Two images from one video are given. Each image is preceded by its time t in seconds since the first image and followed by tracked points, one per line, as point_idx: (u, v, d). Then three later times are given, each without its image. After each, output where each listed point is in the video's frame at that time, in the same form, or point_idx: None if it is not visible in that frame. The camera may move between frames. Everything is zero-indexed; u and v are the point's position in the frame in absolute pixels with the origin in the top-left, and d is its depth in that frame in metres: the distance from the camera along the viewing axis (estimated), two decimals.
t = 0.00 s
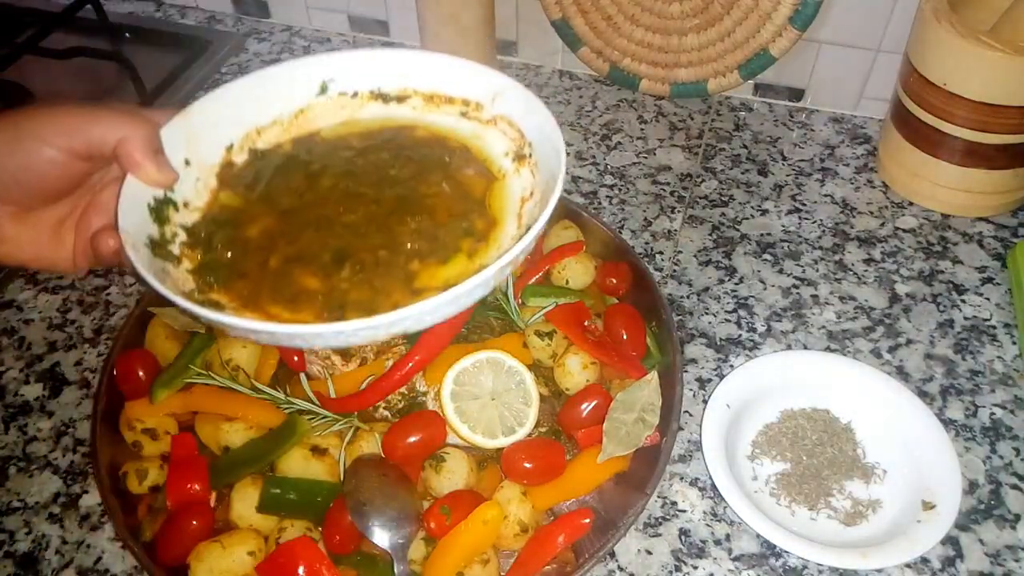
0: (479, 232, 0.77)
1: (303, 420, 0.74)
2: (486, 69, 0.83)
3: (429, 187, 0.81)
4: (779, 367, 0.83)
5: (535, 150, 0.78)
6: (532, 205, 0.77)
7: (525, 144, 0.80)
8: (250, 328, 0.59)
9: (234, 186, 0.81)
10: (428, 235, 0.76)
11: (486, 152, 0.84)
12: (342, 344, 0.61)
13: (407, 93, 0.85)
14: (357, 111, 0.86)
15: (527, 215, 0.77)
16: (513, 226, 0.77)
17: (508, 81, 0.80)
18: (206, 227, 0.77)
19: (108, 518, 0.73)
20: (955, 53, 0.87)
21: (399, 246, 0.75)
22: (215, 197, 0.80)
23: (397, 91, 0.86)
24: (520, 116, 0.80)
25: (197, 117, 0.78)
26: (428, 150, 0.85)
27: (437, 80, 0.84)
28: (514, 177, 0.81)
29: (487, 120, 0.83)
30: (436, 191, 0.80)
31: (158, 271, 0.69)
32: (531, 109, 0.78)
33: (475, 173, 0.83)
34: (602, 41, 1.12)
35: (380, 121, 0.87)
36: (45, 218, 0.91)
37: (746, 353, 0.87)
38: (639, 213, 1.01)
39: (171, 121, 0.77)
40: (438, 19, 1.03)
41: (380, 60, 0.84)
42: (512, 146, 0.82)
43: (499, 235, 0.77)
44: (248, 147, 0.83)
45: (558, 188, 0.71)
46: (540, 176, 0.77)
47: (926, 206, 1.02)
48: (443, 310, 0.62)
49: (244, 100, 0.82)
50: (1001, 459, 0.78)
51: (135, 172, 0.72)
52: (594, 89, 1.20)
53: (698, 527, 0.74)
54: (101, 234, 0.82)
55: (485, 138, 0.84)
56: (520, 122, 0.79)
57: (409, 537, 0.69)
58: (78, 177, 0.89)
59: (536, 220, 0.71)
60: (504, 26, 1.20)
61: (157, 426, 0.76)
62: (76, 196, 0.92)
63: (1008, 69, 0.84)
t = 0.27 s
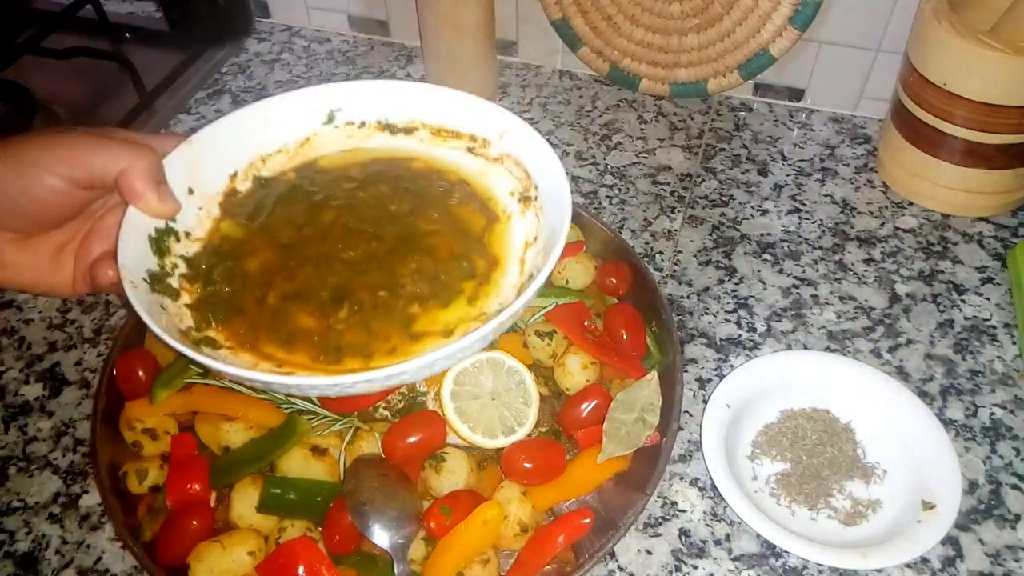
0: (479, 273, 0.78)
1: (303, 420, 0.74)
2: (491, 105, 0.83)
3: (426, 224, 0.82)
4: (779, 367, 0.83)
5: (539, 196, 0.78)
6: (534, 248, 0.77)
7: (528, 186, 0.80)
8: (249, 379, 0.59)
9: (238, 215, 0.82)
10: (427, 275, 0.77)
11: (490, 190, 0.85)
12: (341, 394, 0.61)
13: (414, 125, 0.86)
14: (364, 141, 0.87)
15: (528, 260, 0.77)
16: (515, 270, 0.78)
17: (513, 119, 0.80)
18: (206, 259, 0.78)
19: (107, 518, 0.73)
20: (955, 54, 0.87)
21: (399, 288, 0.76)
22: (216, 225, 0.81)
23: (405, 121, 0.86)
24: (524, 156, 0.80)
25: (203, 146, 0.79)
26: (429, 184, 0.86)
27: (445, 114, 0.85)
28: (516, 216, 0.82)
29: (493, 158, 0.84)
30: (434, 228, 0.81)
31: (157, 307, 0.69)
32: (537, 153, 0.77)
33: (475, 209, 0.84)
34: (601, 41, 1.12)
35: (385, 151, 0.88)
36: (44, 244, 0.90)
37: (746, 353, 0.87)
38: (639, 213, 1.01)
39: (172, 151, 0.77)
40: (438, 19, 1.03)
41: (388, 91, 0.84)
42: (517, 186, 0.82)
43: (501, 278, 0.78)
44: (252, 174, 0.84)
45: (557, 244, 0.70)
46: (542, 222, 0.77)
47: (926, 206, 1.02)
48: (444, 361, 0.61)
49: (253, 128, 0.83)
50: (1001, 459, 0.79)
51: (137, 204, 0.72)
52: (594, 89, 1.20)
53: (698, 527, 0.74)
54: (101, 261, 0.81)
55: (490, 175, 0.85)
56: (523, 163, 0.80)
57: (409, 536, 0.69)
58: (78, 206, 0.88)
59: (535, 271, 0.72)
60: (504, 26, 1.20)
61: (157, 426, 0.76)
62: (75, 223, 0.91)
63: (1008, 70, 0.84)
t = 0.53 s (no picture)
0: (486, 308, 0.78)
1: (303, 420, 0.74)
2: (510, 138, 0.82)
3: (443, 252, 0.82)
4: (779, 367, 0.83)
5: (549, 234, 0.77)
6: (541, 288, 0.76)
7: (539, 222, 0.79)
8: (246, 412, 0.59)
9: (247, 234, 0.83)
10: (434, 310, 0.77)
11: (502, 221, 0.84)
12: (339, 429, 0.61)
13: (432, 152, 0.86)
14: (380, 165, 0.87)
15: (535, 300, 0.76)
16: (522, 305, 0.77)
17: (529, 155, 0.79)
18: (214, 278, 0.79)
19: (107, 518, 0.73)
20: (955, 54, 0.87)
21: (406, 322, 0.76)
22: (228, 243, 0.82)
23: (422, 148, 0.86)
24: (537, 192, 0.79)
25: (220, 166, 0.80)
26: (445, 210, 0.86)
27: (463, 144, 0.84)
28: (527, 253, 0.81)
29: (507, 191, 0.83)
30: (448, 256, 0.81)
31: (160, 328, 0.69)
32: (550, 191, 0.76)
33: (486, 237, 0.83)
34: (601, 41, 1.12)
35: (401, 176, 0.88)
36: (55, 255, 0.91)
37: (746, 353, 0.87)
38: (639, 213, 1.01)
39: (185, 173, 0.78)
40: (438, 19, 1.03)
41: (409, 118, 0.84)
42: (530, 222, 0.81)
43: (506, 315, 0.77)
44: (267, 194, 0.84)
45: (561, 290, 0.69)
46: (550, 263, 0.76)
47: (926, 206, 1.02)
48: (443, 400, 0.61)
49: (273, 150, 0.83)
50: (1001, 459, 0.79)
51: (149, 221, 0.73)
52: (594, 89, 1.20)
53: (698, 527, 0.74)
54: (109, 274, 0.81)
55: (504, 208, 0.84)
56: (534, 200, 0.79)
57: (409, 536, 0.69)
58: (91, 221, 0.89)
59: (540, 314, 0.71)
60: (504, 25, 1.20)
61: (157, 426, 0.76)
62: (90, 235, 0.93)
63: (1008, 70, 0.84)
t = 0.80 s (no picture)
0: (487, 325, 0.77)
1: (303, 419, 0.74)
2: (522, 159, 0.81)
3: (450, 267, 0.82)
4: (779, 367, 0.83)
5: (553, 252, 0.77)
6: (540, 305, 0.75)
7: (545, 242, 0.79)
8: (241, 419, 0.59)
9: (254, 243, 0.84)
10: (435, 324, 0.77)
11: (508, 239, 0.84)
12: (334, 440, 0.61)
13: (441, 168, 0.87)
14: (391, 180, 0.88)
15: (533, 317, 0.75)
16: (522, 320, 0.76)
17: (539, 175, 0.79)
18: (218, 287, 0.79)
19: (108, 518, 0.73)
20: (955, 53, 0.87)
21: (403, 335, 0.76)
22: (235, 253, 0.83)
23: (432, 164, 0.87)
24: (544, 213, 0.78)
25: (227, 176, 0.81)
26: (454, 226, 0.86)
27: (473, 161, 0.84)
28: (531, 270, 0.80)
29: (515, 209, 0.83)
30: (456, 273, 0.81)
31: (162, 335, 0.69)
32: (555, 210, 0.76)
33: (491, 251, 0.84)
34: (601, 41, 1.12)
35: (410, 191, 0.88)
36: (63, 260, 0.91)
37: (746, 353, 0.87)
38: (639, 213, 1.01)
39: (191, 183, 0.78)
40: (437, 20, 1.03)
41: (418, 135, 0.85)
42: (534, 240, 0.81)
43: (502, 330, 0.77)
44: (275, 205, 0.85)
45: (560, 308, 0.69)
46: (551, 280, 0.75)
47: (926, 206, 1.02)
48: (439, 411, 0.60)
49: (283, 162, 0.84)
50: (1001, 459, 0.78)
51: (155, 228, 0.73)
52: (594, 89, 1.20)
53: (698, 527, 0.74)
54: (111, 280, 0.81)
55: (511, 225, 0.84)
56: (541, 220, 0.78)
57: (409, 537, 0.69)
58: (100, 227, 0.89)
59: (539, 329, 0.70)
60: (504, 25, 1.20)
61: (157, 426, 0.76)
62: (99, 240, 0.93)
63: (1008, 70, 0.84)
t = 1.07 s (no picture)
0: (487, 294, 0.77)
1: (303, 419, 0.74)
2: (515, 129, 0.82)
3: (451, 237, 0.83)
4: (779, 367, 0.83)
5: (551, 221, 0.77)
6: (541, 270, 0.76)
7: (541, 210, 0.79)
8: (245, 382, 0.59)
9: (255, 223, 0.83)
10: (436, 292, 0.77)
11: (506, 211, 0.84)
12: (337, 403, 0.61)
13: (438, 143, 0.87)
14: (388, 157, 0.88)
15: (534, 283, 0.76)
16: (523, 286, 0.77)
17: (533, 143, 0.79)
18: (221, 263, 0.80)
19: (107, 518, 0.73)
20: (955, 53, 0.87)
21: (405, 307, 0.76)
22: (237, 232, 0.83)
23: (427, 140, 0.87)
24: (540, 180, 0.79)
25: (228, 159, 0.81)
26: (455, 199, 0.86)
27: (468, 135, 0.85)
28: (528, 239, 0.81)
29: (511, 180, 0.83)
30: (457, 241, 0.82)
31: (167, 307, 0.70)
32: (551, 176, 0.76)
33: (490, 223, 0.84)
34: (601, 41, 1.12)
35: (408, 168, 0.88)
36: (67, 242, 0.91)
37: (746, 353, 0.87)
38: (639, 213, 1.01)
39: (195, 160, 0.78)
40: (438, 19, 1.03)
41: (413, 111, 0.85)
42: (532, 210, 0.81)
43: (503, 297, 0.77)
44: (275, 184, 0.85)
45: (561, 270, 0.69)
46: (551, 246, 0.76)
47: (926, 206, 1.02)
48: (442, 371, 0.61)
49: (280, 140, 0.84)
50: (1001, 459, 0.79)
51: (159, 207, 0.74)
52: (594, 89, 1.20)
53: (698, 527, 0.74)
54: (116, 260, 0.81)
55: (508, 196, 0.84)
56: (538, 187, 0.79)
57: (409, 537, 0.69)
58: (104, 208, 0.90)
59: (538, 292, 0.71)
60: (504, 25, 1.20)
61: (157, 426, 0.76)
62: (102, 221, 0.93)
63: (1008, 70, 0.84)
